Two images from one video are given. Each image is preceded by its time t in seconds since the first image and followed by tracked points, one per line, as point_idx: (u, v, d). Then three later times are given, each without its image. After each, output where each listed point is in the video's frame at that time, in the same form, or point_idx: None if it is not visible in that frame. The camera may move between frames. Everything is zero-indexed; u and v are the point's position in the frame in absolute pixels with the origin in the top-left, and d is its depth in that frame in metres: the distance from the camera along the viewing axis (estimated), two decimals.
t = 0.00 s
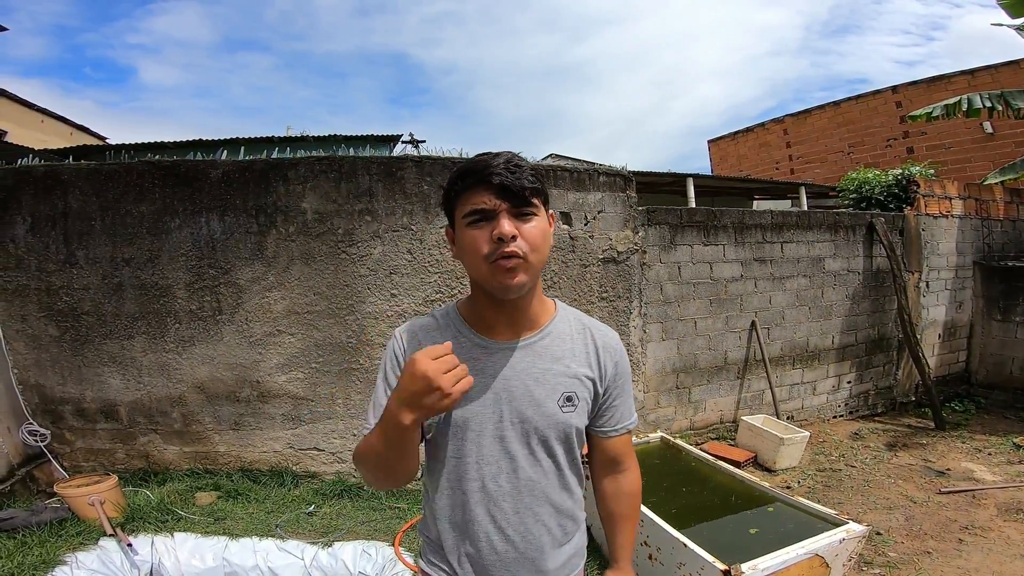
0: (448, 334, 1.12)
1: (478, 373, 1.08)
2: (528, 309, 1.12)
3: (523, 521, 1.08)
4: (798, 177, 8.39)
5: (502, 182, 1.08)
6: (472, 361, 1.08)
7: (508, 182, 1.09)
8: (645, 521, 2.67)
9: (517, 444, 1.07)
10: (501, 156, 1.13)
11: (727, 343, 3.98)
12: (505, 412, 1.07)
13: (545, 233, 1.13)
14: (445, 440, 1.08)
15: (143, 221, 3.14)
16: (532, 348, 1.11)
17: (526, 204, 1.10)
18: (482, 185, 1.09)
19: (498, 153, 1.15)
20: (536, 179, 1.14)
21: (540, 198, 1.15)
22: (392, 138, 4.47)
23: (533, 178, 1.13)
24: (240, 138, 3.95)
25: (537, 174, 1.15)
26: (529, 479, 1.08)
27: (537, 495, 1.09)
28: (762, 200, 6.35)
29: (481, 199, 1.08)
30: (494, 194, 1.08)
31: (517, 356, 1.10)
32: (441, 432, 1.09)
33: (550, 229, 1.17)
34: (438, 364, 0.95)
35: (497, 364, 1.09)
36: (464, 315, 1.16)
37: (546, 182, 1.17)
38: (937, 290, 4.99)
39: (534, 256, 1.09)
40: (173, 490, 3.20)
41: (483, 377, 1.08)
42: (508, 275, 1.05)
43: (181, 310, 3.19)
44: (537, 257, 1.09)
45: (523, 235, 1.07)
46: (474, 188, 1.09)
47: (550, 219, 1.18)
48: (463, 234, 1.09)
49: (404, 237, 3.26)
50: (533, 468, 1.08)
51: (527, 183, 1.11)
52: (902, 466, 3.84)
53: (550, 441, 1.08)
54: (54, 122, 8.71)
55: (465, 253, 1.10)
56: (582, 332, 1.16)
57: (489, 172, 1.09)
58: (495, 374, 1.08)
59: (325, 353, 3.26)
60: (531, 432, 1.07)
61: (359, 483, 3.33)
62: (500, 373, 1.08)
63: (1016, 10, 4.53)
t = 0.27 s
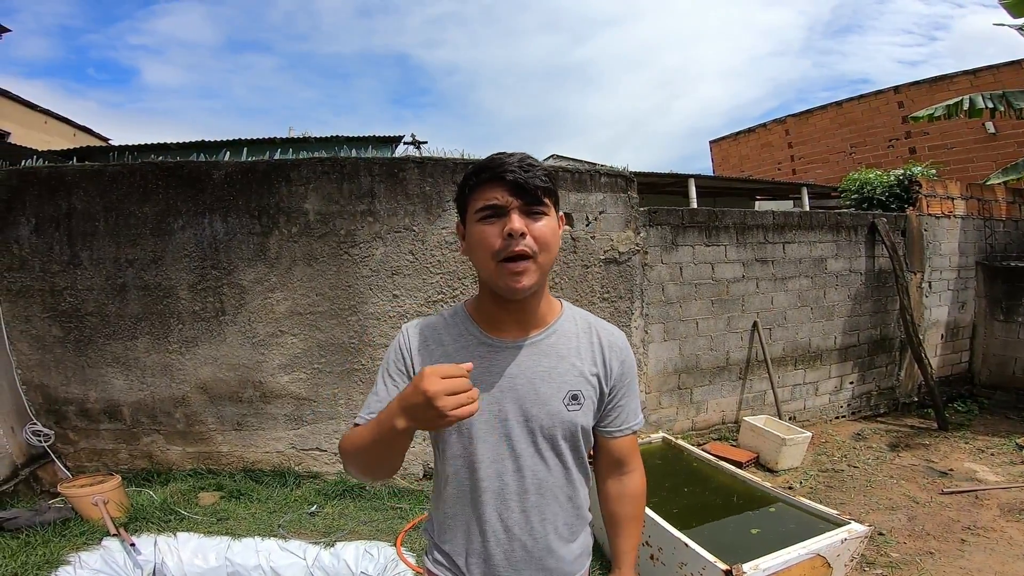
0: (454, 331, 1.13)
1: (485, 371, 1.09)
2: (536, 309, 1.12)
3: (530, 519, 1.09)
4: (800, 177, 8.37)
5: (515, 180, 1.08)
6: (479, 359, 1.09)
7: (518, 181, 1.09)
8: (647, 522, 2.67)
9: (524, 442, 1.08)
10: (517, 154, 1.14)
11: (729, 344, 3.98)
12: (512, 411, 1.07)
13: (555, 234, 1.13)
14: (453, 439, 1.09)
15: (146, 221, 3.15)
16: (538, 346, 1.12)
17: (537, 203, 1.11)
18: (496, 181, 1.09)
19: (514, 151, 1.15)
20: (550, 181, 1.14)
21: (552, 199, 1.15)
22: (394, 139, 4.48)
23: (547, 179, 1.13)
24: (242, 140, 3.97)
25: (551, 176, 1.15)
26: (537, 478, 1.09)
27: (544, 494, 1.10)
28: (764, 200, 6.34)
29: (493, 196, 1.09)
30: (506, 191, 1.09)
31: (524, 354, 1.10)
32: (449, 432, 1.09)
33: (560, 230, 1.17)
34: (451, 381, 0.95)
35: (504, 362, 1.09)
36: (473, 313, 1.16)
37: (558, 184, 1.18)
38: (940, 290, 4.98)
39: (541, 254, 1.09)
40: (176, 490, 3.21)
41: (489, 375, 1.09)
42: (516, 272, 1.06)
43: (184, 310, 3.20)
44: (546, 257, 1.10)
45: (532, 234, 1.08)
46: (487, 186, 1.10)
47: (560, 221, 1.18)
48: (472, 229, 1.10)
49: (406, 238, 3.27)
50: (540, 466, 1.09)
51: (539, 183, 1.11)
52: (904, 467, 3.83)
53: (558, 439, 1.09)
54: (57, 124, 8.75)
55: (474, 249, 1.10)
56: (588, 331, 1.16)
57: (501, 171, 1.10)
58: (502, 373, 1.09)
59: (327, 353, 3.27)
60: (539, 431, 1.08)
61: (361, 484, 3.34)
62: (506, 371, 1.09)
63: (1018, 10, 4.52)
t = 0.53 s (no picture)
0: (460, 338, 1.10)
1: (493, 378, 1.08)
2: (542, 315, 1.13)
3: (536, 522, 1.10)
4: (799, 179, 8.38)
5: (490, 222, 1.02)
6: (487, 367, 1.07)
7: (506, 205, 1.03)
8: (647, 523, 2.67)
9: (530, 446, 1.08)
10: (492, 183, 1.04)
11: (729, 345, 3.98)
12: (520, 415, 1.08)
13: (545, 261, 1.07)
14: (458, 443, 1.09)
15: (147, 223, 3.15)
16: (547, 351, 1.11)
17: (520, 239, 1.04)
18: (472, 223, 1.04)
19: (491, 175, 1.06)
20: (533, 206, 1.05)
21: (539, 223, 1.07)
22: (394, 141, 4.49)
23: (528, 206, 1.04)
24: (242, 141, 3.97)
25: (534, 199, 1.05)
26: (543, 482, 1.10)
27: (550, 497, 1.11)
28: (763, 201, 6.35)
29: (473, 239, 1.04)
30: (483, 233, 1.03)
31: (532, 358, 1.10)
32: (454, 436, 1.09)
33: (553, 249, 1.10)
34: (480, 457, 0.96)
35: (512, 367, 1.09)
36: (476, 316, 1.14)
37: (545, 200, 1.08)
38: (940, 291, 4.99)
39: (538, 276, 1.07)
40: (177, 492, 3.21)
41: (497, 382, 1.08)
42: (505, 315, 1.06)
43: (184, 312, 3.21)
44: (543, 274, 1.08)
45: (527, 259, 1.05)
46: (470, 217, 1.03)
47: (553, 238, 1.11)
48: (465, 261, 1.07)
49: (406, 240, 3.27)
50: (546, 470, 1.10)
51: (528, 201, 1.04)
52: (904, 467, 3.84)
53: (564, 443, 1.09)
54: (58, 127, 8.78)
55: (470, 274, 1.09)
56: (596, 334, 1.16)
57: (485, 197, 1.03)
58: (509, 378, 1.08)
59: (327, 355, 3.28)
60: (545, 434, 1.08)
61: (361, 485, 3.34)
62: (514, 377, 1.08)
63: (1015, 12, 4.53)
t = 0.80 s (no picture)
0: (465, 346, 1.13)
1: (497, 384, 1.10)
2: (528, 334, 1.11)
3: (538, 527, 1.11)
4: (797, 180, 8.40)
5: (422, 284, 0.99)
6: (491, 374, 1.10)
7: (462, 242, 0.97)
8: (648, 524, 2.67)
9: (533, 452, 1.10)
10: (427, 238, 0.99)
11: (728, 346, 3.99)
12: (523, 422, 1.10)
13: (497, 309, 1.02)
14: (462, 448, 1.13)
15: (146, 225, 3.15)
16: (552, 358, 1.12)
17: (456, 296, 0.99)
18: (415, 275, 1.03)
19: (429, 227, 0.99)
20: (471, 262, 0.97)
21: (483, 275, 0.98)
22: (393, 143, 4.49)
23: (461, 264, 0.96)
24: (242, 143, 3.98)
25: (470, 253, 0.96)
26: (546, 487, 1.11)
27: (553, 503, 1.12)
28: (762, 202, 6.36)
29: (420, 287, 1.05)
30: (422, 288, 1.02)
31: (537, 367, 1.11)
32: (458, 440, 1.13)
33: (511, 292, 1.03)
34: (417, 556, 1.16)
35: (517, 376, 1.10)
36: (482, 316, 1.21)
37: (491, 248, 0.98)
38: (938, 292, 5.00)
39: (509, 307, 1.03)
40: (176, 494, 3.20)
41: (501, 388, 1.10)
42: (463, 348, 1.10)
43: (183, 314, 3.21)
44: (514, 303, 1.04)
45: (491, 294, 1.01)
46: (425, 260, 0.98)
47: (513, 279, 1.03)
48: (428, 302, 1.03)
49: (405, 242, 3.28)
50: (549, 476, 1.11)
51: (486, 234, 0.98)
52: (904, 467, 3.84)
53: (567, 450, 1.10)
54: (56, 128, 8.76)
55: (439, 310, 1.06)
56: (605, 338, 1.15)
57: (438, 236, 0.97)
58: (512, 385, 1.10)
59: (327, 357, 3.28)
60: (549, 441, 1.09)
61: (360, 487, 3.34)
62: (519, 384, 1.10)
63: (1012, 13, 4.56)
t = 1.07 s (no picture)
0: (472, 344, 1.14)
1: (503, 382, 1.11)
2: (531, 328, 1.11)
3: (545, 527, 1.11)
4: (801, 180, 8.44)
5: (424, 279, 1.00)
6: (496, 372, 1.11)
7: (461, 236, 0.97)
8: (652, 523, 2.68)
9: (538, 450, 1.11)
10: (427, 234, 0.99)
11: (732, 346, 3.99)
12: (528, 419, 1.10)
13: (500, 301, 1.03)
14: (469, 446, 1.14)
15: (152, 224, 3.16)
16: (557, 354, 1.12)
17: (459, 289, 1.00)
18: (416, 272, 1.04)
19: (428, 223, 1.00)
20: (472, 254, 0.97)
21: (485, 267, 0.99)
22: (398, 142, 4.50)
23: (462, 257, 0.97)
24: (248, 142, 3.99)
25: (470, 245, 0.97)
26: (552, 485, 1.11)
27: (560, 502, 1.11)
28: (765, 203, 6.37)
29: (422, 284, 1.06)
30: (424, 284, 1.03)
31: (542, 363, 1.11)
32: (465, 439, 1.14)
33: (513, 284, 1.04)
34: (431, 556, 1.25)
35: (522, 373, 1.11)
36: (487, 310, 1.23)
37: (492, 240, 0.98)
38: (942, 292, 5.01)
39: (510, 301, 1.04)
40: (180, 493, 3.20)
41: (506, 386, 1.11)
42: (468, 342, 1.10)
43: (188, 312, 3.21)
44: (516, 296, 1.05)
45: (492, 287, 1.01)
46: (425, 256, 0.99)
47: (514, 271, 1.03)
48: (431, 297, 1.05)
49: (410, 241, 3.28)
50: (555, 474, 1.11)
51: (485, 226, 0.98)
52: (908, 468, 3.84)
53: (573, 447, 1.10)
54: (60, 127, 8.77)
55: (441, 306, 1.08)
56: (610, 334, 1.15)
57: (437, 231, 0.98)
58: (517, 383, 1.11)
59: (332, 355, 3.28)
60: (555, 438, 1.10)
61: (365, 486, 3.34)
62: (524, 381, 1.11)
63: (1015, 14, 4.57)
